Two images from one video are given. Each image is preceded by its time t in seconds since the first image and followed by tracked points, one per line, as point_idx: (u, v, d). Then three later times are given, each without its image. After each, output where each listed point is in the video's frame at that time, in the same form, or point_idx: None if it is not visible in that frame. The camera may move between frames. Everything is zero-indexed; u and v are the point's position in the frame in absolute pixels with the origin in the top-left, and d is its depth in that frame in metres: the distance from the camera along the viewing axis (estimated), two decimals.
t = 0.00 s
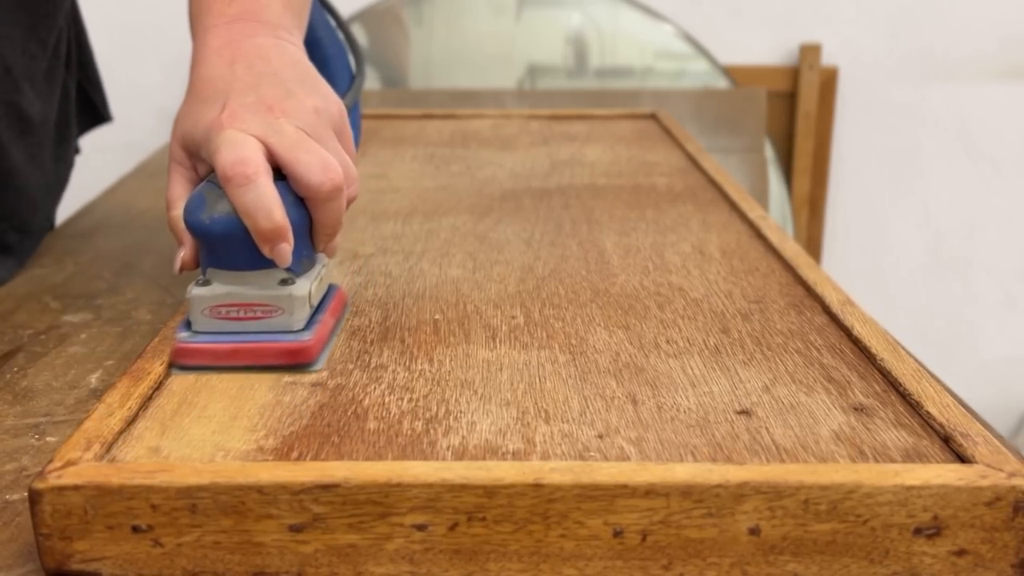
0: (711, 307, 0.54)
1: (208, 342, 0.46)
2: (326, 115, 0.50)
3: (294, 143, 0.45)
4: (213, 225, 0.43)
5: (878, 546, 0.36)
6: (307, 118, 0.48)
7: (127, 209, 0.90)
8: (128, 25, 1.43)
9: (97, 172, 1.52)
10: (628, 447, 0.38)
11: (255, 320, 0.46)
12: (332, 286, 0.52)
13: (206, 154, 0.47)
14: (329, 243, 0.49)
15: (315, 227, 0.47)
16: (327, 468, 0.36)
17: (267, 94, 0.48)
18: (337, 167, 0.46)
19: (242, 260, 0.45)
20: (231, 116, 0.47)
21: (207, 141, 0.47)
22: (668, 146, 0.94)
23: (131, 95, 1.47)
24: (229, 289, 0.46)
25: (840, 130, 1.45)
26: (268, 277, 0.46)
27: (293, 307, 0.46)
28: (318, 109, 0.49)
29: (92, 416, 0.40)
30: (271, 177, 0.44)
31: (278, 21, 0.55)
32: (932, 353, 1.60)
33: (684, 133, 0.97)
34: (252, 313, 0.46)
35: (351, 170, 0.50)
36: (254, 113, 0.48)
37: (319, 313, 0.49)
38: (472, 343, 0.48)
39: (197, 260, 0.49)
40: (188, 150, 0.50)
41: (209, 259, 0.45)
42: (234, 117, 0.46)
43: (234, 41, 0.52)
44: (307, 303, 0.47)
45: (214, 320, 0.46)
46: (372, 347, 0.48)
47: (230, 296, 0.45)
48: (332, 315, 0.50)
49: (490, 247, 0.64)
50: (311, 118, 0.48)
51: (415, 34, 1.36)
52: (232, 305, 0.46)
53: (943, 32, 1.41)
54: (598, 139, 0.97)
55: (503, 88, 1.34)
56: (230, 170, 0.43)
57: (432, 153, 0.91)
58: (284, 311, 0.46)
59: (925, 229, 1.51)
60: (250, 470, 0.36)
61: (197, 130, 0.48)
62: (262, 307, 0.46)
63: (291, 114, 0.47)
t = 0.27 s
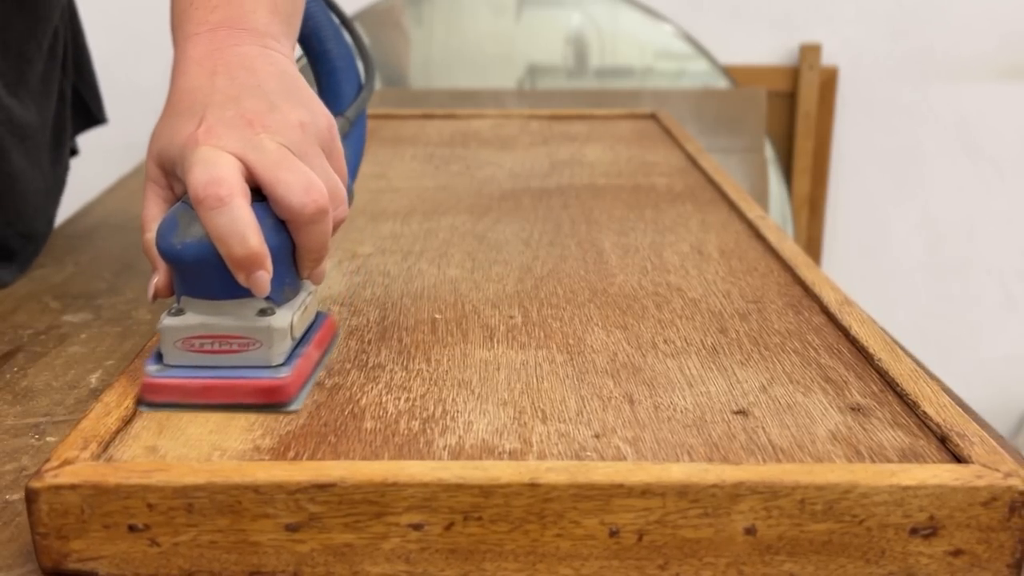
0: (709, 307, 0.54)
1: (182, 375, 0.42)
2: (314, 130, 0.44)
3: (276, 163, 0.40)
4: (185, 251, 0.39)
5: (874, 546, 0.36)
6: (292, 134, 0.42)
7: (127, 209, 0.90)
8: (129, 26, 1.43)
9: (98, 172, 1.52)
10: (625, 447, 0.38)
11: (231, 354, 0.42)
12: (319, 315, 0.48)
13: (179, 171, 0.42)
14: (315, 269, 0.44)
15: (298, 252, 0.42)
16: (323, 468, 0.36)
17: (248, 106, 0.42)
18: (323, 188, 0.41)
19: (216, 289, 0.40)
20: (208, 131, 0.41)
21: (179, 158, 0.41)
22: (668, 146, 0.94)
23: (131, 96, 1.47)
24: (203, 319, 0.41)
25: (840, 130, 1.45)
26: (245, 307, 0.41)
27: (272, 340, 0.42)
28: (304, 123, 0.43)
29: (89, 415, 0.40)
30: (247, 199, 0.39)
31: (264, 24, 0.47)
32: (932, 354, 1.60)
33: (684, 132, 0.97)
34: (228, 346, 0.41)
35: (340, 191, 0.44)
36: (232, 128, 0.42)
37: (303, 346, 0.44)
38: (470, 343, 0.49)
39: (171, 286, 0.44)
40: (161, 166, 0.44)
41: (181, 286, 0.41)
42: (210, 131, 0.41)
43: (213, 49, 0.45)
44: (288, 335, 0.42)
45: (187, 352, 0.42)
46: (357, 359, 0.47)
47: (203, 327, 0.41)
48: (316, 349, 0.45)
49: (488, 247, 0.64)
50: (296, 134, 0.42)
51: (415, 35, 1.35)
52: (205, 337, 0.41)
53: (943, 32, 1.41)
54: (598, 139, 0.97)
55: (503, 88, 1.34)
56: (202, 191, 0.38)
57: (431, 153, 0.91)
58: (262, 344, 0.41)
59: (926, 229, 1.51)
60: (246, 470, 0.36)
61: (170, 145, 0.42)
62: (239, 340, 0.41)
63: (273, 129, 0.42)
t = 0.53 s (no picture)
0: (709, 307, 0.54)
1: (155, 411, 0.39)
2: (303, 146, 0.40)
3: (261, 183, 0.37)
4: (159, 278, 0.35)
5: (873, 546, 0.36)
6: (279, 152, 0.38)
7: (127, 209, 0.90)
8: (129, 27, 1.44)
9: (98, 172, 1.52)
10: (623, 447, 0.38)
11: (208, 389, 0.38)
12: (308, 341, 0.45)
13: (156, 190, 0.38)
14: (302, 294, 0.40)
15: (283, 278, 0.39)
16: (321, 468, 0.36)
17: (232, 120, 0.39)
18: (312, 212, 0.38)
19: (194, 319, 0.37)
20: (187, 148, 0.37)
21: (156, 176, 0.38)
22: (668, 146, 0.94)
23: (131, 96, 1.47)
24: (179, 350, 0.38)
25: (840, 130, 1.45)
26: (223, 338, 0.38)
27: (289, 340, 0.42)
28: (293, 139, 0.40)
29: (88, 415, 0.40)
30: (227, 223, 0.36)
31: (251, 29, 0.43)
32: (933, 354, 1.60)
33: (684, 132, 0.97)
34: (205, 380, 0.38)
35: (329, 212, 0.41)
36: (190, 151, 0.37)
37: (287, 378, 0.41)
38: (469, 343, 0.49)
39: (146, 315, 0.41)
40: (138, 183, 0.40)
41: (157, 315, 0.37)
42: (189, 149, 0.37)
43: (197, 57, 0.41)
44: (270, 369, 0.39)
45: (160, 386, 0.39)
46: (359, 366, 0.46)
47: (178, 360, 0.38)
48: (304, 380, 0.42)
49: (488, 247, 0.64)
50: (284, 152, 0.39)
51: (415, 35, 1.35)
52: (180, 370, 0.38)
53: (943, 32, 1.41)
54: (598, 139, 0.97)
55: (503, 88, 1.34)
56: (178, 215, 0.35)
57: (431, 153, 0.92)
58: (241, 379, 0.38)
59: (926, 229, 1.51)
60: (245, 470, 0.36)
61: (148, 161, 0.39)
62: (216, 374, 0.38)
63: (259, 146, 0.38)
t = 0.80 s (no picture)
0: (709, 307, 0.54)
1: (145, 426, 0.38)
2: (296, 152, 0.40)
3: (252, 191, 0.36)
4: (148, 290, 0.34)
5: (872, 546, 0.36)
6: (270, 158, 0.38)
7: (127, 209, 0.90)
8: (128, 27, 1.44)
9: (98, 172, 1.52)
10: (623, 447, 0.38)
11: (199, 402, 0.38)
12: (301, 350, 0.44)
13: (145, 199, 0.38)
14: (295, 305, 0.40)
15: (276, 288, 0.38)
16: (321, 468, 0.36)
17: (222, 126, 0.38)
18: (306, 219, 0.37)
19: (185, 332, 0.36)
20: (177, 155, 0.37)
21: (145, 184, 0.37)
22: (668, 146, 0.94)
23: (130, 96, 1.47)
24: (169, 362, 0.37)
25: (841, 130, 1.45)
26: (215, 350, 0.37)
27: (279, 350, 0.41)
28: (285, 144, 0.39)
29: (88, 415, 0.40)
30: (219, 232, 0.35)
31: (241, 31, 0.43)
32: (933, 354, 1.60)
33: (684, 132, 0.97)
34: (196, 394, 0.37)
35: (323, 219, 0.40)
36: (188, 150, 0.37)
37: (280, 392, 0.40)
38: (469, 343, 0.49)
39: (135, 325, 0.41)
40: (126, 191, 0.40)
41: (145, 327, 0.37)
42: (179, 156, 0.37)
43: (187, 59, 0.41)
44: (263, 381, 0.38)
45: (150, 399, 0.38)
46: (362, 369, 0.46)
47: (168, 373, 0.37)
48: (298, 392, 0.41)
49: (488, 247, 0.64)
50: (275, 158, 0.38)
51: (415, 35, 1.35)
52: (171, 383, 0.37)
53: (943, 32, 1.41)
54: (598, 139, 0.97)
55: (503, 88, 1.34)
56: (168, 224, 0.34)
57: (431, 153, 0.91)
58: (233, 392, 0.37)
59: (926, 229, 1.51)
60: (245, 470, 0.36)
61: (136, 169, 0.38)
62: (208, 388, 0.37)
63: (251, 152, 0.38)
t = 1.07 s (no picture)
0: (709, 307, 0.54)
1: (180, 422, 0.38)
2: (326, 153, 0.39)
3: (286, 192, 0.36)
4: (180, 291, 0.35)
5: (873, 546, 0.36)
6: (301, 158, 0.38)
7: (127, 209, 0.90)
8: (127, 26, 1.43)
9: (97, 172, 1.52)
10: (623, 447, 0.38)
11: (231, 404, 0.37)
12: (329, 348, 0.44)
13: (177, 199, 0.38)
14: (325, 307, 0.40)
15: (306, 290, 0.38)
16: (321, 469, 0.36)
17: (253, 126, 0.38)
18: (338, 220, 0.37)
19: (216, 334, 0.36)
20: (208, 155, 0.37)
21: (177, 184, 0.37)
22: (668, 146, 0.94)
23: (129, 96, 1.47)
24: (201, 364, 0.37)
25: (840, 130, 1.45)
26: (247, 352, 0.37)
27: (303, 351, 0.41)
28: (317, 145, 0.39)
29: (88, 415, 0.40)
30: (252, 234, 0.35)
31: (267, 27, 0.43)
32: (933, 354, 1.60)
33: (684, 132, 0.97)
34: (227, 397, 0.37)
35: (354, 221, 0.40)
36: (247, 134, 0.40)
37: (309, 393, 0.39)
38: (469, 343, 0.49)
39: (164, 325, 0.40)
40: (156, 191, 0.40)
41: (177, 328, 0.36)
42: (211, 155, 0.37)
43: (213, 57, 0.41)
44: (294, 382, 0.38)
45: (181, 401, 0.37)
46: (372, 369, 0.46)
47: (200, 375, 0.37)
48: (327, 391, 0.41)
49: (488, 247, 0.64)
50: (305, 158, 0.38)
51: (415, 34, 1.35)
52: (203, 387, 0.37)
53: (943, 32, 1.41)
54: (598, 139, 0.97)
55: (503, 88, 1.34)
56: (200, 227, 0.34)
57: (431, 153, 0.91)
58: (264, 394, 0.37)
59: (927, 229, 1.51)
60: (245, 470, 0.36)
61: (167, 167, 0.38)
62: (240, 391, 0.37)
63: (283, 153, 0.37)
